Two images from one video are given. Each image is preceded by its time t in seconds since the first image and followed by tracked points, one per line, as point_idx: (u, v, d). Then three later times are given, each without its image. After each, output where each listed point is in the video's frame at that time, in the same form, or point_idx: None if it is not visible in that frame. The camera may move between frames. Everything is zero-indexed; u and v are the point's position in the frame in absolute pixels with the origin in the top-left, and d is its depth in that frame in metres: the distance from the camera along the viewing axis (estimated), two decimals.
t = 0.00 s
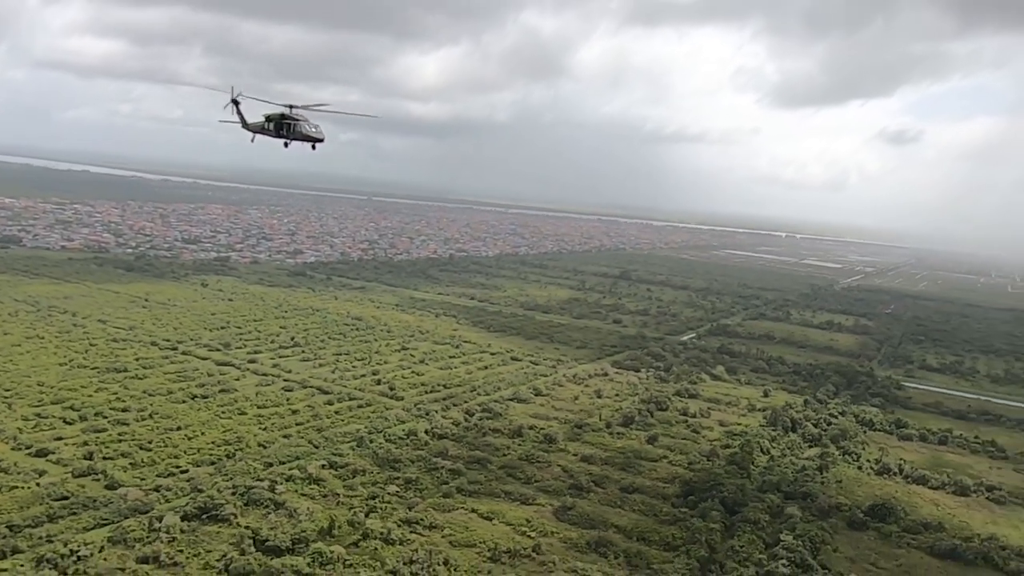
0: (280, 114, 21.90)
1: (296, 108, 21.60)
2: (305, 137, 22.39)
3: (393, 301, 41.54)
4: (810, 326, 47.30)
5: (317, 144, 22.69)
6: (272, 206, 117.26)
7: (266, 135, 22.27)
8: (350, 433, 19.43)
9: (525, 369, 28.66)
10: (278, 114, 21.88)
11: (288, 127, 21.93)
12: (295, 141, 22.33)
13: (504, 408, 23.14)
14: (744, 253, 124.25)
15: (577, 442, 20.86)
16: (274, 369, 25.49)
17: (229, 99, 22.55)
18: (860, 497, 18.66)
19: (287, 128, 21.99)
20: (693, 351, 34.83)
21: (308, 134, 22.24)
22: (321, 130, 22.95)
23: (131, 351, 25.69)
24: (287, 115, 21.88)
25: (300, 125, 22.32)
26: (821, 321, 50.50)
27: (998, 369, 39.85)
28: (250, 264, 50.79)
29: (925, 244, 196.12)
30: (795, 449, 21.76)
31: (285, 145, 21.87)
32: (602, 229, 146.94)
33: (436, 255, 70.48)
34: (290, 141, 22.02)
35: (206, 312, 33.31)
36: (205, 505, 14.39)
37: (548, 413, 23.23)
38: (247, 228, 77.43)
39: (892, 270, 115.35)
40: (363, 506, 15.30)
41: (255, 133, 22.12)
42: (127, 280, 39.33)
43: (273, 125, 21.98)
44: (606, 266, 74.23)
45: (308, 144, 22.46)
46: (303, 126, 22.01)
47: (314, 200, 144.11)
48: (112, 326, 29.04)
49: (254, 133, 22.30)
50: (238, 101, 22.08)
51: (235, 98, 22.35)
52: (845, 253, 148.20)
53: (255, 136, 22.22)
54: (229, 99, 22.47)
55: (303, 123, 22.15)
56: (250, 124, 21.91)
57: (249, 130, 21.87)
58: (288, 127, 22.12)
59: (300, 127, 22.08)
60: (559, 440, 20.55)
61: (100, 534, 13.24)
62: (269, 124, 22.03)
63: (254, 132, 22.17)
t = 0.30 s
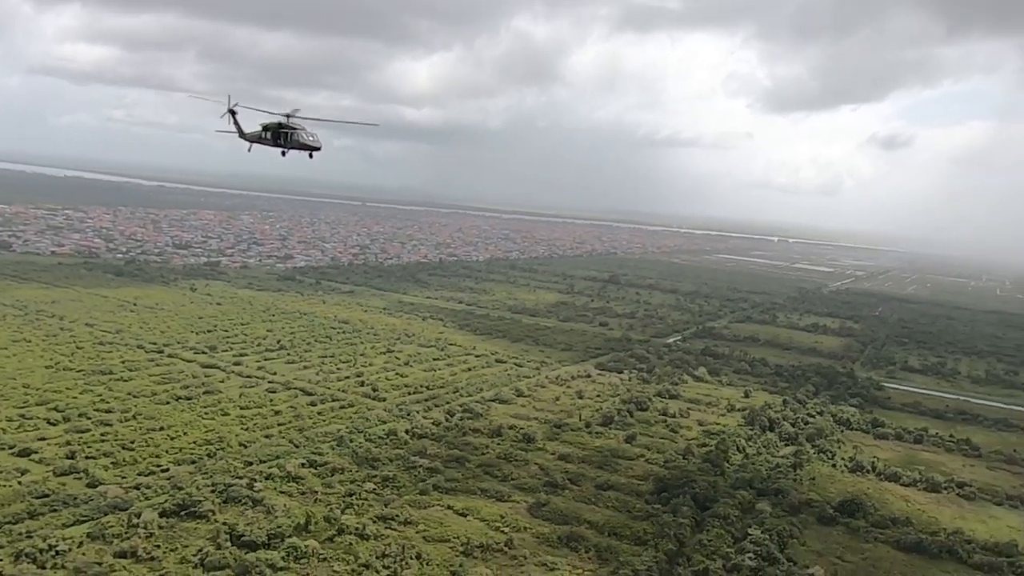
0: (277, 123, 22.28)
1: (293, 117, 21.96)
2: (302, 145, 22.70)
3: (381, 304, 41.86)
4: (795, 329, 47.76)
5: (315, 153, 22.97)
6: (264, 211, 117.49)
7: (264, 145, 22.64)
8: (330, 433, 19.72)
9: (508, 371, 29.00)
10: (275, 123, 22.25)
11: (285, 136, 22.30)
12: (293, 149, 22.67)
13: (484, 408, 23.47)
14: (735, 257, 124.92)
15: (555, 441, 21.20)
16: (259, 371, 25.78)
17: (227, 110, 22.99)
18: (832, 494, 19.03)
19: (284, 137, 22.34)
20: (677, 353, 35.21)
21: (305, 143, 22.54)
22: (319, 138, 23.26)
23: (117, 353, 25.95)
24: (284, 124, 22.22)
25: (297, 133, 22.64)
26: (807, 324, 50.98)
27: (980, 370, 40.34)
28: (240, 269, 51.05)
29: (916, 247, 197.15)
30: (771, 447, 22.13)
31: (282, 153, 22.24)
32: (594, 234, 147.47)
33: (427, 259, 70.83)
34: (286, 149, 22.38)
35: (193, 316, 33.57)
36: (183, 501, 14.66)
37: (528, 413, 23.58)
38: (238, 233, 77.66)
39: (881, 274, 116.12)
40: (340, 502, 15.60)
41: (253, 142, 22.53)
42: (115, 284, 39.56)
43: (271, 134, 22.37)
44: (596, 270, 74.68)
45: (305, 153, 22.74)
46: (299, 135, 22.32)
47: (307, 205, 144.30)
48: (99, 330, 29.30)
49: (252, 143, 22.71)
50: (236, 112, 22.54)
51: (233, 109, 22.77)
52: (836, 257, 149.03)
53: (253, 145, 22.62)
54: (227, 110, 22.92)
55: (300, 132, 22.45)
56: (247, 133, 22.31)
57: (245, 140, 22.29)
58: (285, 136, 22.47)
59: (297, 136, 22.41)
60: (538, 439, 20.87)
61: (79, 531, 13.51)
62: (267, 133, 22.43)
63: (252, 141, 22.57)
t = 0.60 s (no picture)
0: (274, 132, 22.68)
1: (290, 126, 22.35)
2: (299, 153, 23.03)
3: (370, 308, 42.19)
4: (781, 330, 48.18)
5: (312, 161, 23.26)
6: (257, 217, 117.69)
7: (261, 153, 23.05)
8: (312, 433, 20.04)
9: (492, 373, 29.33)
10: (272, 132, 22.67)
11: (282, 144, 22.68)
12: (290, 158, 22.97)
13: (466, 409, 23.80)
14: (727, 261, 125.51)
15: (535, 440, 21.53)
16: (244, 373, 26.07)
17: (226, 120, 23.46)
18: (804, 490, 19.39)
19: (281, 145, 22.73)
20: (661, 355, 35.59)
21: (302, 151, 22.86)
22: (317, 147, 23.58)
23: (104, 356, 26.22)
24: (281, 132, 22.61)
25: (294, 142, 22.99)
26: (793, 326, 51.45)
27: (962, 370, 40.80)
28: (230, 274, 51.32)
29: (908, 250, 198.15)
30: (748, 445, 22.50)
31: (279, 161, 22.64)
32: (587, 238, 147.97)
33: (418, 264, 71.15)
34: (284, 158, 22.77)
35: (181, 320, 33.87)
36: (163, 499, 14.96)
37: (510, 413, 23.91)
38: (230, 238, 77.91)
39: (873, 277, 116.72)
40: (318, 499, 15.91)
41: (251, 151, 23.00)
42: (104, 289, 39.85)
43: (267, 143, 22.80)
44: (587, 274, 75.09)
45: (302, 161, 23.06)
46: (296, 143, 22.65)
47: (300, 211, 144.52)
48: (87, 333, 29.57)
49: (250, 152, 23.14)
50: (234, 121, 22.99)
51: (231, 119, 23.24)
52: (828, 260, 149.67)
53: (251, 154, 23.05)
54: (226, 120, 23.39)
55: (297, 140, 22.78)
56: (245, 142, 22.76)
57: (243, 148, 22.75)
58: (282, 145, 22.87)
59: (294, 143, 22.74)
60: (517, 438, 21.21)
61: (59, 527, 13.81)
62: (264, 142, 22.85)
63: (250, 149, 23.03)
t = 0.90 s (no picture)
0: (272, 140, 23.18)
1: (288, 134, 22.85)
2: (297, 161, 23.50)
3: (360, 310, 42.52)
4: (769, 332, 48.63)
5: (311, 168, 23.70)
6: (251, 221, 117.97)
7: (260, 161, 23.54)
8: (295, 432, 20.34)
9: (477, 373, 29.66)
10: (270, 140, 23.16)
11: (281, 152, 23.15)
12: (289, 165, 23.46)
13: (450, 408, 24.11)
14: (720, 264, 126.05)
15: (516, 438, 21.86)
16: (230, 374, 26.36)
17: (225, 129, 23.98)
18: (779, 485, 19.76)
19: (280, 153, 23.22)
20: (647, 355, 35.98)
21: (301, 159, 23.33)
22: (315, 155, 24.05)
23: (92, 358, 26.49)
24: (280, 141, 23.10)
25: (293, 150, 23.45)
26: (781, 327, 51.90)
27: (946, 370, 41.26)
28: (222, 277, 51.63)
29: (902, 253, 198.84)
30: (726, 443, 22.87)
31: (277, 169, 23.12)
32: (582, 242, 148.46)
33: (410, 267, 71.51)
34: (282, 166, 23.25)
35: (170, 322, 34.17)
36: (144, 495, 15.25)
37: (492, 412, 24.24)
38: (223, 242, 78.19)
39: (865, 279, 117.36)
40: (297, 495, 16.22)
41: (250, 159, 23.50)
42: (95, 292, 40.15)
43: (266, 150, 23.28)
44: (579, 277, 75.51)
45: (300, 168, 23.52)
46: (294, 151, 23.13)
47: (294, 215, 144.75)
48: (76, 336, 29.85)
49: (249, 160, 23.64)
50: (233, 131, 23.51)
51: (230, 128, 23.75)
52: (821, 263, 150.31)
53: (250, 162, 23.53)
54: (225, 129, 23.91)
55: (296, 148, 23.26)
56: (244, 150, 23.24)
57: (241, 156, 23.25)
58: (280, 153, 23.34)
59: (293, 151, 23.22)
60: (498, 436, 21.55)
61: (41, 522, 14.11)
62: (262, 150, 23.34)
63: (249, 158, 23.54)
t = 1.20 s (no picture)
0: (271, 147, 23.42)
1: (287, 140, 23.07)
2: (296, 167, 23.71)
3: (350, 312, 42.84)
4: (757, 332, 49.02)
5: (310, 174, 23.93)
6: (246, 223, 118.25)
7: (259, 167, 23.78)
8: (280, 430, 20.65)
9: (464, 373, 29.98)
10: (269, 147, 23.39)
11: (280, 159, 23.37)
12: (288, 171, 23.68)
13: (434, 406, 24.42)
14: (713, 265, 126.58)
15: (497, 435, 22.18)
16: (218, 374, 26.65)
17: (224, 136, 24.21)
18: (755, 480, 20.10)
19: (279, 159, 23.44)
20: (634, 355, 36.32)
21: (299, 165, 23.56)
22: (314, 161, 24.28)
23: (81, 359, 26.79)
24: (279, 147, 23.33)
25: (292, 156, 23.67)
26: (770, 327, 52.30)
27: (931, 369, 41.66)
28: (215, 279, 51.94)
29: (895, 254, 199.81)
30: (706, 440, 23.21)
31: (277, 175, 23.34)
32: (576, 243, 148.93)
33: (403, 269, 71.89)
34: (281, 172, 23.49)
35: (160, 323, 34.46)
36: (127, 490, 15.56)
37: (476, 411, 24.57)
38: (216, 245, 78.48)
39: (858, 280, 117.94)
40: (279, 491, 16.53)
41: (249, 165, 23.74)
42: (87, 294, 40.43)
43: (265, 157, 23.51)
44: (571, 279, 75.98)
45: (299, 174, 23.74)
46: (294, 157, 23.35)
47: (289, 217, 145.06)
48: (66, 337, 30.14)
49: (248, 166, 23.88)
50: (232, 138, 23.73)
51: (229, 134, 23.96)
52: (814, 264, 150.94)
53: (250, 169, 23.76)
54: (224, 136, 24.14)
55: (295, 155, 23.47)
56: (243, 156, 23.47)
57: (241, 163, 23.50)
58: (280, 159, 23.55)
59: (292, 158, 23.44)
60: (480, 434, 21.87)
61: (25, 517, 14.40)
62: (262, 156, 23.57)
63: (248, 164, 23.79)
